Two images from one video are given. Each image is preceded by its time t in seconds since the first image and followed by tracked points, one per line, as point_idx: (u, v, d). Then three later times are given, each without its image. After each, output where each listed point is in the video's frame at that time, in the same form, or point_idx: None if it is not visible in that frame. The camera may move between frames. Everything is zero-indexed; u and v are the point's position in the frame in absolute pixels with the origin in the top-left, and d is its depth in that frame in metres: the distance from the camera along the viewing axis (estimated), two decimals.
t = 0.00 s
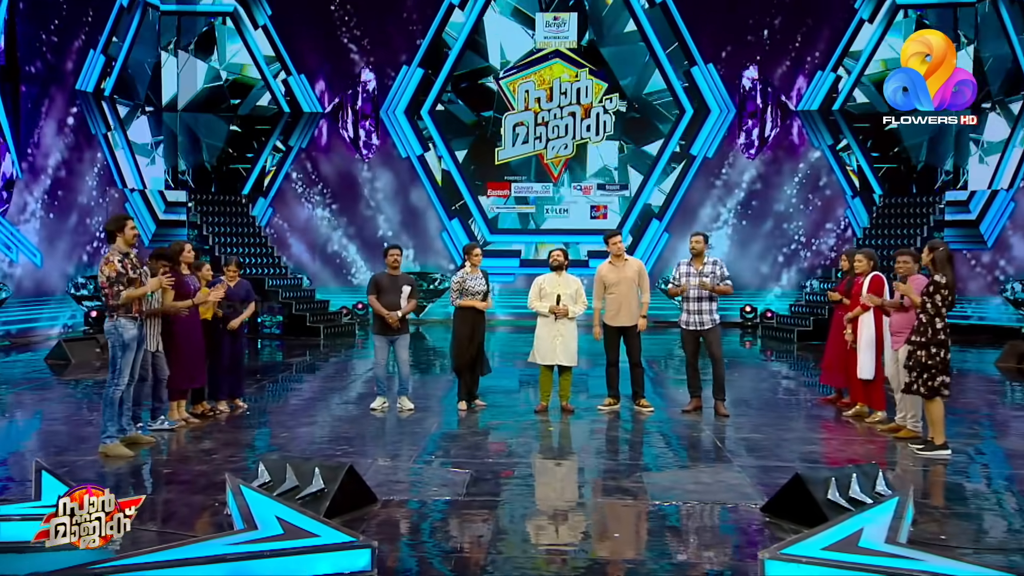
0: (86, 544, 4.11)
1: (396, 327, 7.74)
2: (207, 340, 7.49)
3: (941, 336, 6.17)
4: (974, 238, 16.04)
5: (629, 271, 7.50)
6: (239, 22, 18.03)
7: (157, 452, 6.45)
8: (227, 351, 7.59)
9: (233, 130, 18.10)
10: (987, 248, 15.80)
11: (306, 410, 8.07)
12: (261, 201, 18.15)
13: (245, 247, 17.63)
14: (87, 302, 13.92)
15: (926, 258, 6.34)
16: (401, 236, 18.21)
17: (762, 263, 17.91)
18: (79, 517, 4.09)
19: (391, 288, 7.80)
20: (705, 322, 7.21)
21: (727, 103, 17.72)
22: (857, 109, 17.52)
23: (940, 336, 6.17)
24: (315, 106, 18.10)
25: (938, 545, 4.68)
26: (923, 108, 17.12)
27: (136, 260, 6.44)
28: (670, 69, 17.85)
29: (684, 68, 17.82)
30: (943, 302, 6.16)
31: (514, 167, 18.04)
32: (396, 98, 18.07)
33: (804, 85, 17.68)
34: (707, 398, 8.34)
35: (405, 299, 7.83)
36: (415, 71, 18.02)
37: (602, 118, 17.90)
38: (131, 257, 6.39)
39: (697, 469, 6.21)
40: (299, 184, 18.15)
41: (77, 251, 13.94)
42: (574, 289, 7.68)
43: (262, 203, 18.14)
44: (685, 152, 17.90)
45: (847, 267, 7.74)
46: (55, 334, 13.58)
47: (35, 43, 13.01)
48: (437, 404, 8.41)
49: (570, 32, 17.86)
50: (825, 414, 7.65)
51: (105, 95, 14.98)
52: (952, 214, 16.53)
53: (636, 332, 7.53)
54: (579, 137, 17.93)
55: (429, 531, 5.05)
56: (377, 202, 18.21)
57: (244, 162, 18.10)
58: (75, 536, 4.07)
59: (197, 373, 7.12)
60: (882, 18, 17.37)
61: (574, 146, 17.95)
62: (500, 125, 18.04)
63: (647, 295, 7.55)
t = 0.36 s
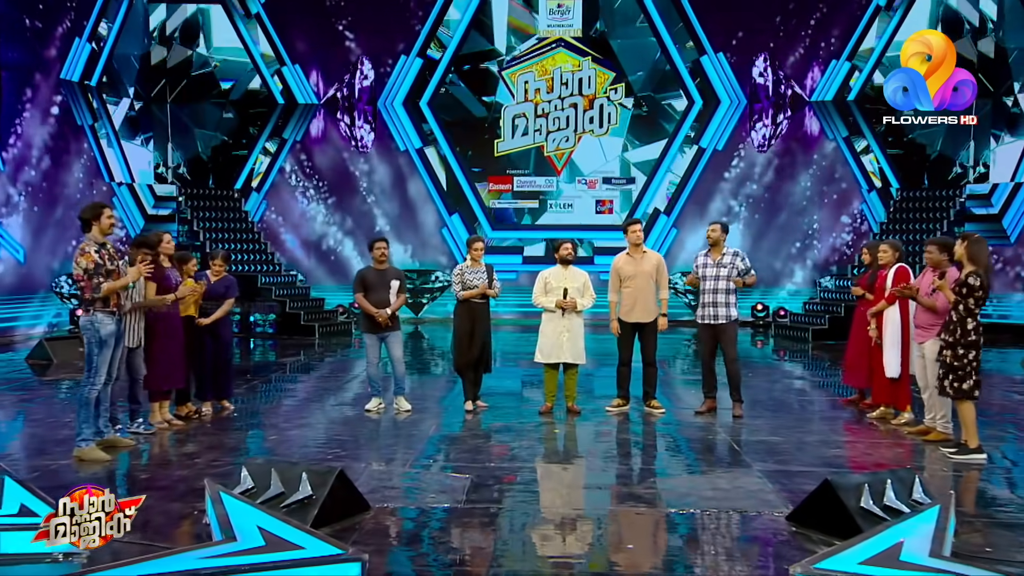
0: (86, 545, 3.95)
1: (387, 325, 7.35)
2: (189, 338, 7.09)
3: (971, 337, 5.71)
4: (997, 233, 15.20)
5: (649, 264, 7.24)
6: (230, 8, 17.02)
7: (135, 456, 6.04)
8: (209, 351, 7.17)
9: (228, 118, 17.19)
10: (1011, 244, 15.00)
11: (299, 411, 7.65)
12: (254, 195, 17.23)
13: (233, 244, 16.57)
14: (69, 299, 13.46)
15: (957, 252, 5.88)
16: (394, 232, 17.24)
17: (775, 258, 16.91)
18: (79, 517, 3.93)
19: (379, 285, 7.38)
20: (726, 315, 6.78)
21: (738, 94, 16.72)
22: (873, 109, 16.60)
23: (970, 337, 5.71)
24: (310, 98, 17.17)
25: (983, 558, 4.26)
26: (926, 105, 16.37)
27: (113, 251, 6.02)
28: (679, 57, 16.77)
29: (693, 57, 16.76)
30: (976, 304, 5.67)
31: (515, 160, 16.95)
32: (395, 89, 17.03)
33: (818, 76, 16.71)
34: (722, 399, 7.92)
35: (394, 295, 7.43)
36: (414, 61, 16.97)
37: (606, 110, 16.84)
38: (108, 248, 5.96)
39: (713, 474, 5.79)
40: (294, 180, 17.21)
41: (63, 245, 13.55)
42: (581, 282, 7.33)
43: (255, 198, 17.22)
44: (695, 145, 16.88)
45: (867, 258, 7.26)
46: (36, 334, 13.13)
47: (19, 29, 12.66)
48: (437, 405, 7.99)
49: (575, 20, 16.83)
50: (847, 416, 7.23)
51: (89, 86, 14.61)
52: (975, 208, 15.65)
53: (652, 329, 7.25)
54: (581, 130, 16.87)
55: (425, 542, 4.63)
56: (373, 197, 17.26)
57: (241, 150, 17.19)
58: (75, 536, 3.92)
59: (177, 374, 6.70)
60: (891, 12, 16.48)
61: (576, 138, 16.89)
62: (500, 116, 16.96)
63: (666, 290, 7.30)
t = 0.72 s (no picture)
0: (86, 545, 3.97)
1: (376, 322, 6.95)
2: (157, 336, 6.67)
3: (1000, 328, 5.32)
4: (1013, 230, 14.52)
5: (661, 258, 6.94)
6: None
7: (100, 462, 5.61)
8: (178, 354, 6.72)
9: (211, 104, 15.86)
10: None
11: (281, 414, 7.21)
12: (236, 189, 15.95)
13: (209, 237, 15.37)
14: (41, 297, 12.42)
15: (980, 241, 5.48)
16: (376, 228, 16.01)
17: (780, 254, 15.57)
18: (80, 518, 3.95)
19: (363, 281, 6.98)
20: (744, 314, 6.39)
21: (739, 84, 15.48)
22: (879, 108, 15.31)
23: (999, 329, 5.31)
24: (294, 87, 15.94)
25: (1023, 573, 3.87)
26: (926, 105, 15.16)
27: (77, 242, 5.56)
28: (678, 46, 15.57)
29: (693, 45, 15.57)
30: (1001, 288, 5.31)
31: (506, 153, 15.73)
32: (383, 79, 15.83)
33: (821, 67, 15.44)
34: (727, 400, 7.56)
35: (378, 289, 7.03)
36: (403, 50, 15.80)
37: (601, 101, 15.61)
38: (71, 238, 5.50)
39: (722, 480, 5.40)
40: (278, 175, 15.92)
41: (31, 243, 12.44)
42: (579, 277, 6.96)
43: (237, 192, 15.93)
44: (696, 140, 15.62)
45: (883, 249, 6.86)
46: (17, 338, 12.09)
47: None
48: (429, 407, 7.58)
49: (570, 7, 15.60)
50: (861, 418, 6.85)
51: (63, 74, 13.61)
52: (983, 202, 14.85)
53: (662, 325, 6.95)
54: (576, 122, 15.65)
55: (409, 554, 4.23)
56: (357, 192, 15.96)
57: (212, 135, 15.84)
58: (75, 537, 3.92)
59: (146, 375, 6.26)
60: (894, 6, 15.17)
61: (569, 131, 15.67)
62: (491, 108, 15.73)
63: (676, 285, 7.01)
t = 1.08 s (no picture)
0: (86, 545, 3.84)
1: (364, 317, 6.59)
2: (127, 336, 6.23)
3: None
4: None
5: (667, 251, 6.60)
6: None
7: (58, 470, 5.18)
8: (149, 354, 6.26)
9: (189, 90, 15.01)
10: None
11: (259, 417, 6.80)
12: (214, 183, 15.10)
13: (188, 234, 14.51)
14: None
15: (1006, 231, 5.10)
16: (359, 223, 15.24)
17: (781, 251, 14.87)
18: (80, 517, 3.82)
19: (351, 274, 6.63)
20: (754, 308, 6.14)
21: (739, 76, 14.74)
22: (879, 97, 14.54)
23: None
24: (276, 78, 15.12)
25: None
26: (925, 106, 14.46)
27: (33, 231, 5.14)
28: (675, 35, 14.76)
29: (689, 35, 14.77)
30: None
31: (496, 146, 14.97)
32: (369, 69, 15.04)
33: (824, 57, 14.67)
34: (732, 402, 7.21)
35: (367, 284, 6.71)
36: (389, 39, 14.99)
37: (594, 93, 14.84)
38: (26, 227, 5.09)
39: (731, 488, 5.02)
40: (258, 168, 15.14)
41: None
42: (574, 271, 6.58)
43: (216, 186, 15.09)
44: (692, 133, 14.83)
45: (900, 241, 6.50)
46: None
47: None
48: (418, 410, 7.19)
49: None
50: (874, 421, 6.48)
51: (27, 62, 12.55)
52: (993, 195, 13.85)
53: (666, 324, 6.60)
54: (567, 115, 14.88)
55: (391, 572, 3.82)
56: (340, 186, 15.18)
57: (207, 123, 15.05)
58: (75, 536, 3.80)
59: (109, 375, 5.84)
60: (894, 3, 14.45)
61: (561, 123, 14.90)
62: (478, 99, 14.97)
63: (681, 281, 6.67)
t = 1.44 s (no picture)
0: (86, 545, 3.74)
1: (357, 313, 6.05)
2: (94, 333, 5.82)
3: None
4: None
5: (665, 241, 6.24)
6: None
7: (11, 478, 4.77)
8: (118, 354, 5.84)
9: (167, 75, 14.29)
10: None
11: (235, 420, 6.39)
12: (195, 177, 14.55)
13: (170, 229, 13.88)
14: None
15: None
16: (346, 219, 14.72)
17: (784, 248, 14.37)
18: (79, 517, 3.82)
19: (346, 267, 6.12)
20: (766, 305, 5.78)
21: (740, 67, 14.26)
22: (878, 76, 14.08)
23: None
24: (258, 68, 14.59)
25: None
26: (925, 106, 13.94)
27: None
28: (673, 23, 14.33)
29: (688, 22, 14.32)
30: None
31: (486, 137, 14.50)
32: (356, 58, 14.58)
33: (828, 46, 14.23)
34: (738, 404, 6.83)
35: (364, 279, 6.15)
36: (377, 27, 14.53)
37: (587, 84, 14.40)
38: None
39: (743, 496, 4.64)
40: (239, 161, 14.60)
41: None
42: (572, 263, 6.22)
43: (195, 180, 14.53)
44: (691, 125, 14.40)
45: (918, 232, 6.20)
46: None
47: None
48: (406, 412, 6.80)
49: None
50: (889, 424, 6.13)
51: None
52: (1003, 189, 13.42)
53: (666, 320, 6.23)
54: (558, 106, 14.42)
55: None
56: (326, 181, 14.69)
57: (189, 107, 14.42)
58: (74, 536, 3.81)
59: (72, 375, 5.43)
60: None
61: (551, 115, 14.44)
62: (466, 89, 14.51)
63: (679, 273, 6.33)
